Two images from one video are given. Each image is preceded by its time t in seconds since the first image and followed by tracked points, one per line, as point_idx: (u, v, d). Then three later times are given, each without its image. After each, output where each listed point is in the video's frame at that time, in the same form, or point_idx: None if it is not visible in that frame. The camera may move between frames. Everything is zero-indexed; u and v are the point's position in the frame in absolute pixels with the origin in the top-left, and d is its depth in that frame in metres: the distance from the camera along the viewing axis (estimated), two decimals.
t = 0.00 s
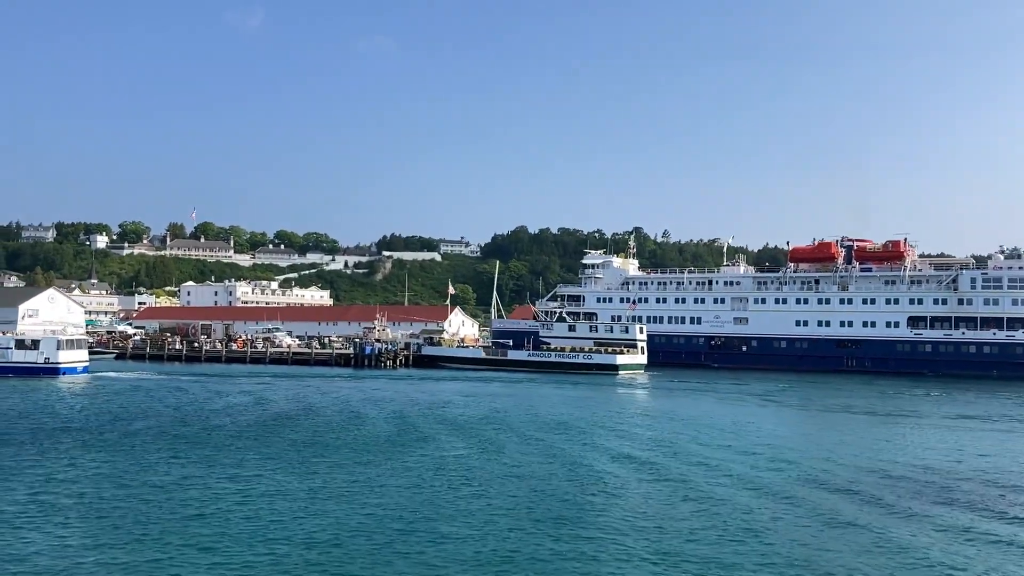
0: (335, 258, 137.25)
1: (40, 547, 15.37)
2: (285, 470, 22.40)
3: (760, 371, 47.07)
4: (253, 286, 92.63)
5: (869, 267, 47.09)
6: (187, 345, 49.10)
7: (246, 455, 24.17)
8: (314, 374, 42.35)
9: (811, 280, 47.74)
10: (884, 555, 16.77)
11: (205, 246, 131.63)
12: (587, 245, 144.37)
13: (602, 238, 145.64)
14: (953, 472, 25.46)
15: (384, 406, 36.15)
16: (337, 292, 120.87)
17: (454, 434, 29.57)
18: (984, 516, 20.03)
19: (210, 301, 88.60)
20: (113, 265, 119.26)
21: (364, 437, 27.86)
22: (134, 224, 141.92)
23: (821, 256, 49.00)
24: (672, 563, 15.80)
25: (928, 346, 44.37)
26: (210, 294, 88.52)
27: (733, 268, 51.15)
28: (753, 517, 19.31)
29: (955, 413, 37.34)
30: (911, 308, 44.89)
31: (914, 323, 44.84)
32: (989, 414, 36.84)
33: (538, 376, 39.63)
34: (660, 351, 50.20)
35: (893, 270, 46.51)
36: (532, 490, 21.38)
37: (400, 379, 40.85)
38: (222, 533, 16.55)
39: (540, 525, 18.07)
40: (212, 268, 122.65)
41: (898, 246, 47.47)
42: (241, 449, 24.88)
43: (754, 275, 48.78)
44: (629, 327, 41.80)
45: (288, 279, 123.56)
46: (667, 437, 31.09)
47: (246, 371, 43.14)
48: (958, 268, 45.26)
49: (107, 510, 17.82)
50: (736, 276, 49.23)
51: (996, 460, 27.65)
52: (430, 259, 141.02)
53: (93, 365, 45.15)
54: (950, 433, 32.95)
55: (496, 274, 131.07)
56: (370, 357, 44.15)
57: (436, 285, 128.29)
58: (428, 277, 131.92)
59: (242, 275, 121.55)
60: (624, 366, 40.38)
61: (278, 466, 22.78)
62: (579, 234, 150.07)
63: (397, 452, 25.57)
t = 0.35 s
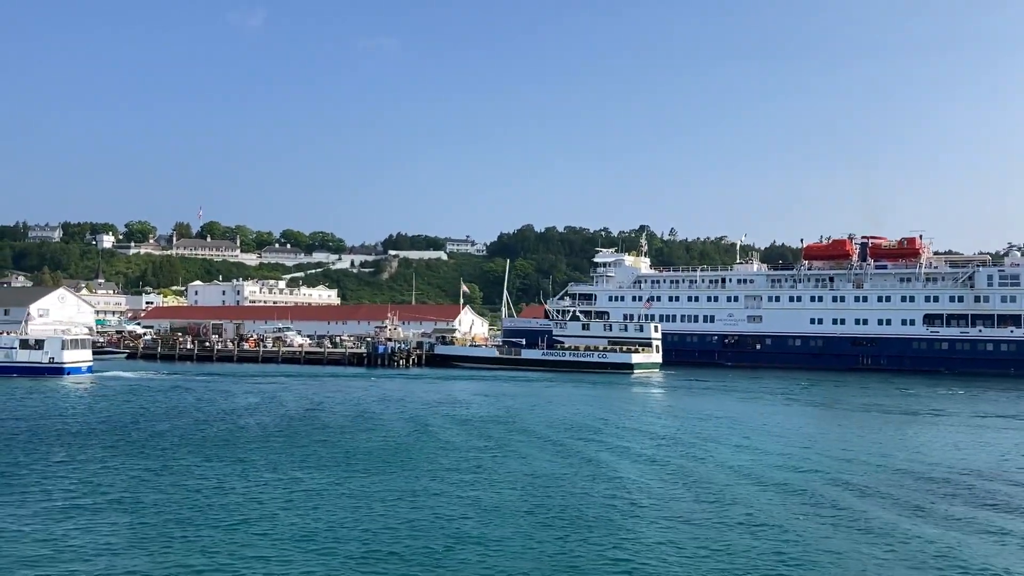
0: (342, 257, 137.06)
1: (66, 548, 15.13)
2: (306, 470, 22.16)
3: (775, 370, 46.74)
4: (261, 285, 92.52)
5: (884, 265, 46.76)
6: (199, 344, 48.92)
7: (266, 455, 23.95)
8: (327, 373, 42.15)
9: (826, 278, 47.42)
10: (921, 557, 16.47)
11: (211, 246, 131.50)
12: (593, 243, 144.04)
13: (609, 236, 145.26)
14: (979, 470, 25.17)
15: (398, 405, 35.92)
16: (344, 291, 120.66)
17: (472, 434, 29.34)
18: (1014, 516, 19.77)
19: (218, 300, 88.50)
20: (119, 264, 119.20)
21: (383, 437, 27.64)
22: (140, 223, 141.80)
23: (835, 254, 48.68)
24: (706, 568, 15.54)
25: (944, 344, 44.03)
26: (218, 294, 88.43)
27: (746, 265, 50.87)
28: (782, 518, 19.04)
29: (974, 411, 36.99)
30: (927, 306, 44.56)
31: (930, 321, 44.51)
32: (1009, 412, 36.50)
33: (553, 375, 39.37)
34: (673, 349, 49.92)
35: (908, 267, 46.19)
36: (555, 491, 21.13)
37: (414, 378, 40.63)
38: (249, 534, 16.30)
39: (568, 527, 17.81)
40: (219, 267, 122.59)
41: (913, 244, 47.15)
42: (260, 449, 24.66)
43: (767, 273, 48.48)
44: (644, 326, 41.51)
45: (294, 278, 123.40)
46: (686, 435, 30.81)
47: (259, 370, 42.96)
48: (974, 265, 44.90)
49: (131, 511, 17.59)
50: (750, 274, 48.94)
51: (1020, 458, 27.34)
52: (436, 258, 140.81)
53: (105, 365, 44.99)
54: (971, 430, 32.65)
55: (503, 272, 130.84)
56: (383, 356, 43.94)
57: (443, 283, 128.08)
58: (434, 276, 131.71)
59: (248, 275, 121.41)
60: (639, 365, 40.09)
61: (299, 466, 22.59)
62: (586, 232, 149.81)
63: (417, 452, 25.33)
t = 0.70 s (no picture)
0: (349, 257, 137.02)
1: (98, 553, 14.94)
2: (329, 471, 22.03)
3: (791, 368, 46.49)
4: (270, 285, 92.54)
5: (900, 261, 46.47)
6: (212, 345, 48.85)
7: (288, 456, 23.78)
8: (341, 373, 42.02)
9: (841, 276, 47.09)
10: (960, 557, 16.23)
11: (219, 246, 131.58)
12: (601, 242, 143.79)
13: (616, 235, 144.99)
14: (1005, 465, 24.94)
15: (415, 406, 35.76)
16: (352, 291, 120.61)
17: (491, 434, 29.18)
18: None
19: (228, 301, 88.53)
20: (128, 265, 119.33)
21: (402, 438, 27.49)
22: (148, 224, 141.96)
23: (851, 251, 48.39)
24: (745, 568, 15.33)
25: (962, 342, 43.73)
26: (227, 294, 88.46)
27: (761, 263, 50.62)
28: (816, 516, 18.78)
29: (994, 407, 36.70)
30: (944, 303, 44.25)
31: (947, 318, 44.20)
32: None
33: (569, 374, 39.19)
34: (688, 348, 49.69)
35: (925, 264, 45.89)
36: (582, 491, 20.93)
37: (430, 378, 40.46)
38: (279, 538, 16.10)
39: (599, 528, 17.60)
40: (227, 267, 122.68)
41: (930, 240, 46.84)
42: (281, 452, 24.50)
43: (783, 270, 48.23)
44: (660, 325, 41.29)
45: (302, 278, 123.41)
46: (706, 433, 30.57)
47: (273, 370, 42.85)
48: (992, 262, 44.57)
49: (158, 513, 17.39)
50: (765, 271, 48.71)
51: None
52: (443, 257, 140.73)
53: (119, 367, 44.89)
54: (992, 426, 32.38)
55: (511, 272, 130.72)
56: (397, 356, 43.80)
57: (451, 282, 127.99)
58: (442, 275, 131.61)
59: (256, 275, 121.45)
60: (656, 364, 39.85)
61: (321, 467, 22.45)
62: (593, 231, 149.62)
63: (438, 453, 25.17)
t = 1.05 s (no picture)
0: (357, 256, 136.87)
1: (126, 557, 14.73)
2: (351, 472, 21.85)
3: (808, 365, 46.19)
4: (279, 284, 92.44)
5: (917, 256, 46.11)
6: (225, 345, 48.69)
7: (309, 457, 23.57)
8: (356, 373, 41.84)
9: (857, 271, 47.20)
10: (1000, 555, 15.93)
11: (227, 246, 131.58)
12: (608, 239, 143.37)
13: (624, 231, 144.58)
14: None
15: (430, 405, 35.59)
16: (360, 289, 120.49)
17: (510, 432, 28.96)
18: None
19: (237, 300, 88.46)
20: (136, 266, 119.34)
21: (422, 437, 27.31)
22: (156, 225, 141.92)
23: (866, 247, 48.06)
24: (783, 569, 15.05)
25: (980, 337, 43.36)
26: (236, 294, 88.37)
27: (775, 259, 50.31)
28: (849, 514, 18.50)
29: (1015, 402, 36.36)
30: (961, 298, 43.90)
31: (965, 314, 43.84)
32: None
33: (584, 372, 38.97)
34: (702, 345, 49.41)
35: (942, 259, 45.54)
36: (609, 490, 20.65)
37: (445, 377, 40.24)
38: (307, 539, 15.86)
39: (630, 528, 17.34)
40: (234, 267, 122.61)
41: (947, 235, 46.48)
42: (302, 452, 24.34)
43: (798, 266, 48.15)
44: (677, 322, 41.00)
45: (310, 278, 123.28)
46: (727, 430, 30.28)
47: (288, 370, 42.67)
48: (1010, 256, 44.16)
49: (184, 516, 17.17)
50: (780, 267, 48.43)
51: None
52: (451, 256, 140.51)
53: (132, 367, 44.75)
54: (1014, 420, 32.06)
55: (518, 270, 130.51)
56: (411, 355, 43.60)
57: (458, 280, 127.76)
58: (450, 273, 131.39)
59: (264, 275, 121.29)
60: (674, 362, 39.57)
61: (343, 467, 22.31)
62: (600, 228, 149.26)
63: (459, 452, 24.97)
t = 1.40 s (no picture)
0: (365, 255, 136.78)
1: (150, 557, 14.45)
2: (374, 469, 21.67)
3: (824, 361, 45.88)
4: (288, 283, 92.39)
5: (934, 252, 45.73)
6: (239, 344, 48.57)
7: (330, 456, 23.33)
8: (371, 371, 41.68)
9: (874, 267, 46.48)
10: None
11: (236, 246, 131.60)
12: (617, 236, 143.00)
13: (632, 229, 144.21)
14: None
15: (447, 404, 35.42)
16: (369, 288, 120.33)
17: (531, 430, 28.75)
18: None
19: (247, 300, 88.43)
20: (145, 265, 119.43)
21: (443, 435, 27.12)
22: (165, 225, 142.08)
23: (883, 242, 47.68)
24: (819, 566, 14.72)
25: (999, 332, 42.95)
26: (247, 293, 88.34)
27: (791, 255, 50.00)
28: (880, 511, 18.16)
29: None
30: (980, 293, 43.47)
31: (983, 309, 43.43)
32: None
33: (601, 370, 38.73)
34: (718, 342, 49.12)
35: (959, 254, 45.14)
36: (633, 485, 20.35)
37: (460, 376, 39.98)
38: (332, 539, 15.56)
39: (659, 524, 17.01)
40: (243, 267, 122.67)
41: (964, 230, 46.05)
42: (324, 451, 24.17)
43: (814, 263, 47.77)
44: (694, 319, 40.73)
45: (318, 276, 123.25)
46: (748, 427, 29.95)
47: (303, 369, 42.52)
48: None
49: (207, 516, 16.95)
50: (796, 264, 48.09)
51: None
52: (459, 254, 140.38)
53: (146, 368, 44.60)
54: None
55: (526, 268, 130.31)
56: (426, 354, 43.42)
57: (466, 278, 127.58)
58: (458, 272, 131.20)
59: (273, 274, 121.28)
60: (692, 359, 39.30)
61: (366, 465, 22.13)
62: (608, 226, 148.92)
63: (482, 450, 24.76)
